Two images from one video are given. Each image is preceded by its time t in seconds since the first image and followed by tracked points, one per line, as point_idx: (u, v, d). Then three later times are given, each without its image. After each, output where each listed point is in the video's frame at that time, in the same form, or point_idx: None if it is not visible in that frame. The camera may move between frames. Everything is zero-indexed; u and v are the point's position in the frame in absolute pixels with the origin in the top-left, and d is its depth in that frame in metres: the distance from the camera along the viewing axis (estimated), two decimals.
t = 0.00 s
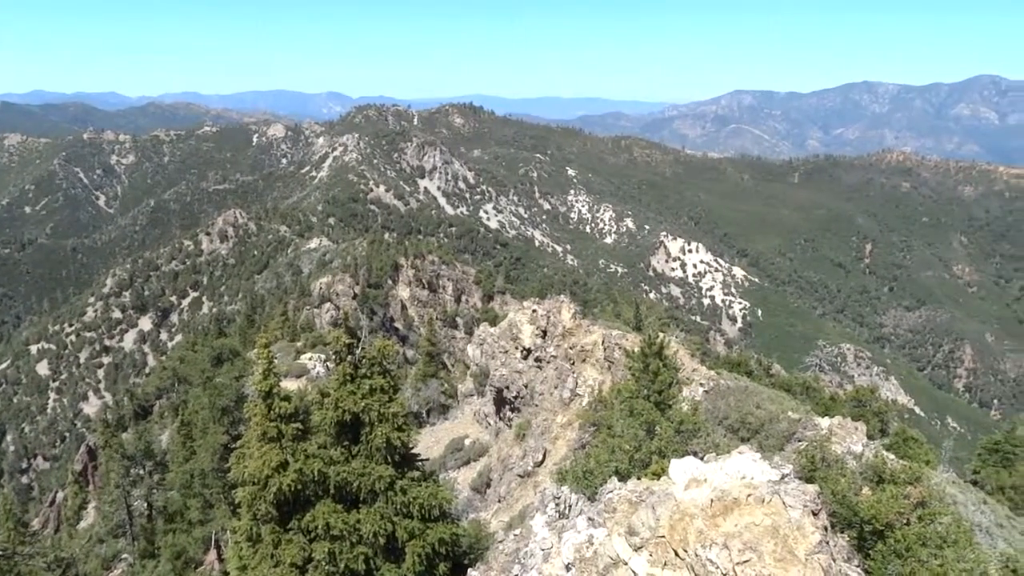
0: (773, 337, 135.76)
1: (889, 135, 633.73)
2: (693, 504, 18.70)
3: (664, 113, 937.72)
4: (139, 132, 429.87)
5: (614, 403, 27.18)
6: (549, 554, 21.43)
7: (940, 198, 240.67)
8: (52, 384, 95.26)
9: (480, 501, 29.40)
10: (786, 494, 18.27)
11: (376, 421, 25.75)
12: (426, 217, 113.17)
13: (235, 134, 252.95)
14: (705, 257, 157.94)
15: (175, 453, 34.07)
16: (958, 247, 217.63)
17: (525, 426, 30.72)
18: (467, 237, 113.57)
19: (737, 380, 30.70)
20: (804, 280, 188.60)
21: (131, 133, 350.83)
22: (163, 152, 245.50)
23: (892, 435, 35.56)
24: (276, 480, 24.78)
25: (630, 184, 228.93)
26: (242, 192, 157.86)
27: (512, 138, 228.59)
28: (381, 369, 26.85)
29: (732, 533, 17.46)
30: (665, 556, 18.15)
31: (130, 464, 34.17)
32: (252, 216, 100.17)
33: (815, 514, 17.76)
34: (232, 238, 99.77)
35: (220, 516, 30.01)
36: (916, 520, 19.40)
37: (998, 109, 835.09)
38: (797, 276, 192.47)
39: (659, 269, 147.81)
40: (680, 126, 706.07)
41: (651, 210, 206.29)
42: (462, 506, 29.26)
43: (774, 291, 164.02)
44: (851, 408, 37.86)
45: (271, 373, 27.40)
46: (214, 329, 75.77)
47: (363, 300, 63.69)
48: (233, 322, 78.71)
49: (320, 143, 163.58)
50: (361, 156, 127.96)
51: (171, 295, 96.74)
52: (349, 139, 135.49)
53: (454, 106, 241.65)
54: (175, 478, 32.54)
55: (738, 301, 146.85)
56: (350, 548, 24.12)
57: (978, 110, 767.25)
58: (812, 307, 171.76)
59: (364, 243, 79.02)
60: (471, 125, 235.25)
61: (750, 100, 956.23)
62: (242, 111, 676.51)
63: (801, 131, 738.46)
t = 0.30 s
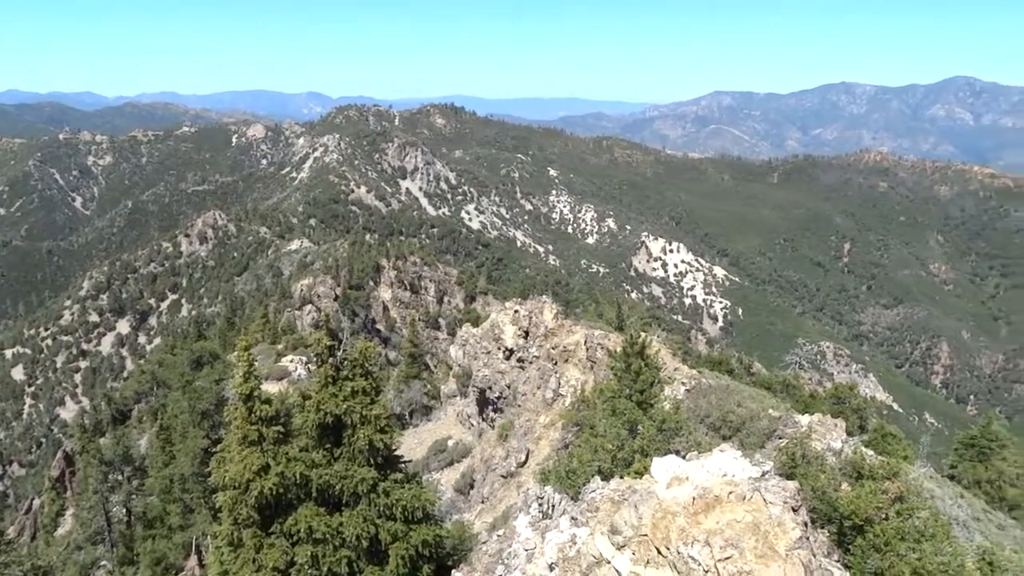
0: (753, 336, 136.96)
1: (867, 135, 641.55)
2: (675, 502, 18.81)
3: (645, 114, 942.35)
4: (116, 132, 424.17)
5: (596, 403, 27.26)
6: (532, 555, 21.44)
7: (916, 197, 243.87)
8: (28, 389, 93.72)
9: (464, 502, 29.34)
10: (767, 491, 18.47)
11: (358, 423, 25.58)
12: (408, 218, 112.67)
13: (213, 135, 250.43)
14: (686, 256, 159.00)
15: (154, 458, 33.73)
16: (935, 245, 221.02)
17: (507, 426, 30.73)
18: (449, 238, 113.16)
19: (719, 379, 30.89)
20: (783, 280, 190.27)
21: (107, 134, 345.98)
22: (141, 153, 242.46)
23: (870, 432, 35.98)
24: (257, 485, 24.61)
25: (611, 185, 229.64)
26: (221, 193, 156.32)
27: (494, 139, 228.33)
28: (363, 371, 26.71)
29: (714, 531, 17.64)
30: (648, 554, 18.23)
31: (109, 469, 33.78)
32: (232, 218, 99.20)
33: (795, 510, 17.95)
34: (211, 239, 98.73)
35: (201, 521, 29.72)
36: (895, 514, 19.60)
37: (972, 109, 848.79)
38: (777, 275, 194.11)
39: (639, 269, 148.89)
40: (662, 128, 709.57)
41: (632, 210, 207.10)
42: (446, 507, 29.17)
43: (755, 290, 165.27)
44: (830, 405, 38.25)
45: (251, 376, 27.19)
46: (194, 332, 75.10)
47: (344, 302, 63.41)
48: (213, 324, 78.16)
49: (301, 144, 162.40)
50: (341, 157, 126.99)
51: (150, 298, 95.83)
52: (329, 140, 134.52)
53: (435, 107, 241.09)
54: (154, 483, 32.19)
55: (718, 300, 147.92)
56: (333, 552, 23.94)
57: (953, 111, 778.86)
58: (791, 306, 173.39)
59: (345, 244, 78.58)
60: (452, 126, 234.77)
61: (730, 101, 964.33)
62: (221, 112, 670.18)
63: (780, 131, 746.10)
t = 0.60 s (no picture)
0: (723, 334, 138.42)
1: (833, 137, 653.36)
2: (646, 499, 18.94)
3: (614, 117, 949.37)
4: (76, 133, 414.32)
5: (568, 403, 27.35)
6: (505, 556, 21.41)
7: (880, 198, 248.59)
8: None
9: (436, 504, 29.19)
10: (736, 488, 18.75)
11: (328, 427, 25.31)
12: (378, 220, 111.91)
13: (179, 136, 246.26)
14: (656, 256, 160.27)
15: (119, 467, 33.04)
16: (898, 244, 225.42)
17: (480, 427, 30.66)
18: (419, 239, 112.14)
19: (689, 378, 31.17)
20: (751, 279, 192.72)
21: (67, 135, 337.57)
22: (104, 155, 237.70)
23: (837, 428, 36.56)
24: (226, 491, 24.27)
25: (581, 186, 230.62)
26: (186, 196, 153.76)
27: (464, 140, 227.71)
28: (333, 374, 26.50)
29: (684, 527, 17.89)
30: (620, 553, 18.33)
31: (72, 479, 33.07)
32: (198, 220, 97.49)
33: (763, 506, 18.26)
34: (177, 242, 97.00)
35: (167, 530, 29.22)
36: (861, 508, 19.90)
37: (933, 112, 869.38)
38: (746, 274, 195.96)
39: (610, 270, 149.39)
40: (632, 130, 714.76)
41: (603, 211, 208.13)
42: (418, 510, 29.00)
43: (724, 290, 166.95)
44: (797, 402, 38.80)
45: (219, 381, 26.81)
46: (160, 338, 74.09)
47: (314, 305, 63.15)
48: (179, 329, 78.41)
49: (269, 145, 160.29)
50: (310, 158, 125.24)
51: (114, 303, 94.41)
52: (298, 142, 132.83)
53: (404, 108, 239.93)
54: (119, 492, 31.57)
55: (688, 300, 149.26)
56: (305, 557, 23.67)
57: (915, 112, 796.43)
58: (759, 305, 175.67)
59: (315, 247, 77.79)
60: (422, 128, 233.99)
61: (697, 103, 973.44)
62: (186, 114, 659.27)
63: (748, 133, 756.63)
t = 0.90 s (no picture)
0: (686, 333, 138.88)
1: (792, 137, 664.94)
2: (612, 498, 19.19)
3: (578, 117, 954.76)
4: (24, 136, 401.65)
5: (534, 404, 27.41)
6: (474, 558, 21.40)
7: (838, 196, 253.00)
8: None
9: (404, 508, 28.98)
10: (701, 484, 19.14)
11: (293, 433, 24.97)
12: (341, 222, 107.99)
13: (134, 139, 239.82)
14: (620, 256, 161.79)
15: (76, 479, 32.23)
16: (855, 241, 229.41)
17: (446, 430, 30.55)
18: (383, 242, 110.28)
19: (653, 377, 31.49)
20: (714, 277, 195.09)
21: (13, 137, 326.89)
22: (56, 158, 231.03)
23: (798, 424, 37.20)
24: (188, 500, 23.83)
25: (546, 187, 230.82)
26: (141, 200, 150.14)
27: (427, 142, 226.28)
28: (297, 380, 26.16)
29: (650, 525, 18.16)
30: (587, 552, 18.47)
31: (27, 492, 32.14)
32: (156, 224, 95.20)
33: (728, 502, 18.61)
34: (134, 247, 95.01)
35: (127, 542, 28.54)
36: (823, 502, 20.29)
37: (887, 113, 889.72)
38: (708, 272, 197.80)
39: (575, 270, 150.91)
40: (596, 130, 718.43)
41: (566, 211, 208.87)
42: (385, 515, 28.76)
43: (687, 288, 168.24)
44: (759, 399, 39.46)
45: (179, 389, 26.30)
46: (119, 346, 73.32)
47: (276, 309, 62.83)
48: (137, 335, 78.14)
49: (228, 147, 157.32)
50: (271, 161, 122.73)
51: (69, 310, 92.35)
52: (257, 143, 130.27)
53: (366, 110, 237.77)
54: (77, 504, 30.80)
55: (652, 298, 150.61)
56: (270, 566, 23.31)
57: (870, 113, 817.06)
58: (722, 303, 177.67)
59: (277, 250, 76.58)
60: (384, 129, 232.45)
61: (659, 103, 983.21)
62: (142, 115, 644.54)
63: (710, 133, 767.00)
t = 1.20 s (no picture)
0: (650, 333, 140.63)
1: (753, 137, 673.83)
2: (579, 498, 19.32)
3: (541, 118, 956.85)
4: None
5: (500, 405, 27.40)
6: (441, 561, 21.29)
7: (797, 196, 257.18)
8: None
9: (371, 514, 28.74)
10: (666, 482, 19.42)
11: (256, 440, 24.58)
12: (303, 226, 104.33)
13: (89, 147, 230.71)
14: (585, 257, 163.06)
15: (32, 492, 31.37)
16: (814, 240, 234.33)
17: (413, 433, 30.42)
18: (346, 246, 106.84)
19: (618, 376, 31.76)
20: (677, 276, 196.71)
21: None
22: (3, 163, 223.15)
23: (761, 420, 37.82)
24: (148, 511, 23.30)
25: (510, 189, 229.67)
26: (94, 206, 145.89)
27: (389, 145, 223.66)
28: (260, 385, 25.80)
29: (617, 523, 18.35)
30: (554, 552, 18.55)
31: None
32: (111, 230, 93.14)
33: (691, 499, 18.96)
34: (89, 254, 93.11)
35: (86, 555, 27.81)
36: (786, 496, 20.67)
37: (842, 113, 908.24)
38: (670, 272, 199.00)
39: (540, 272, 149.58)
40: (558, 132, 719.24)
41: (530, 213, 208.78)
42: (352, 521, 28.48)
43: (652, 289, 170.06)
44: (723, 396, 40.01)
45: (138, 397, 25.74)
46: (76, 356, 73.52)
47: (237, 315, 62.68)
48: (96, 343, 78.20)
49: (185, 151, 153.63)
50: (230, 164, 119.45)
51: (23, 319, 90.13)
52: (216, 146, 127.15)
53: (326, 112, 233.36)
54: (33, 518, 30.04)
55: (616, 298, 152.42)
56: None
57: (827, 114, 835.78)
58: (684, 302, 179.46)
59: (238, 255, 75.39)
60: (345, 132, 228.26)
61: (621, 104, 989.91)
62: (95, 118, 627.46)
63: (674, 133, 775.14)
